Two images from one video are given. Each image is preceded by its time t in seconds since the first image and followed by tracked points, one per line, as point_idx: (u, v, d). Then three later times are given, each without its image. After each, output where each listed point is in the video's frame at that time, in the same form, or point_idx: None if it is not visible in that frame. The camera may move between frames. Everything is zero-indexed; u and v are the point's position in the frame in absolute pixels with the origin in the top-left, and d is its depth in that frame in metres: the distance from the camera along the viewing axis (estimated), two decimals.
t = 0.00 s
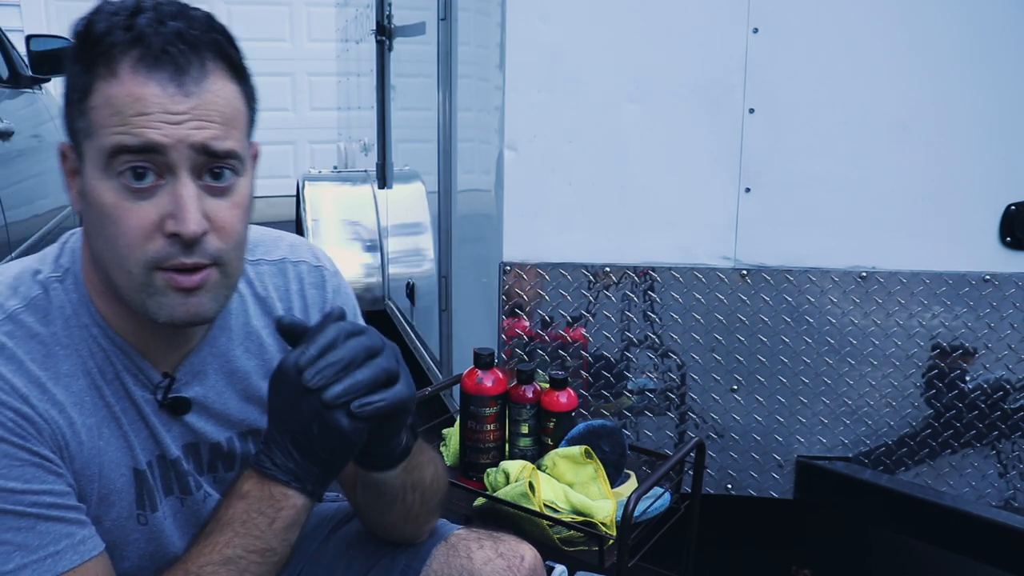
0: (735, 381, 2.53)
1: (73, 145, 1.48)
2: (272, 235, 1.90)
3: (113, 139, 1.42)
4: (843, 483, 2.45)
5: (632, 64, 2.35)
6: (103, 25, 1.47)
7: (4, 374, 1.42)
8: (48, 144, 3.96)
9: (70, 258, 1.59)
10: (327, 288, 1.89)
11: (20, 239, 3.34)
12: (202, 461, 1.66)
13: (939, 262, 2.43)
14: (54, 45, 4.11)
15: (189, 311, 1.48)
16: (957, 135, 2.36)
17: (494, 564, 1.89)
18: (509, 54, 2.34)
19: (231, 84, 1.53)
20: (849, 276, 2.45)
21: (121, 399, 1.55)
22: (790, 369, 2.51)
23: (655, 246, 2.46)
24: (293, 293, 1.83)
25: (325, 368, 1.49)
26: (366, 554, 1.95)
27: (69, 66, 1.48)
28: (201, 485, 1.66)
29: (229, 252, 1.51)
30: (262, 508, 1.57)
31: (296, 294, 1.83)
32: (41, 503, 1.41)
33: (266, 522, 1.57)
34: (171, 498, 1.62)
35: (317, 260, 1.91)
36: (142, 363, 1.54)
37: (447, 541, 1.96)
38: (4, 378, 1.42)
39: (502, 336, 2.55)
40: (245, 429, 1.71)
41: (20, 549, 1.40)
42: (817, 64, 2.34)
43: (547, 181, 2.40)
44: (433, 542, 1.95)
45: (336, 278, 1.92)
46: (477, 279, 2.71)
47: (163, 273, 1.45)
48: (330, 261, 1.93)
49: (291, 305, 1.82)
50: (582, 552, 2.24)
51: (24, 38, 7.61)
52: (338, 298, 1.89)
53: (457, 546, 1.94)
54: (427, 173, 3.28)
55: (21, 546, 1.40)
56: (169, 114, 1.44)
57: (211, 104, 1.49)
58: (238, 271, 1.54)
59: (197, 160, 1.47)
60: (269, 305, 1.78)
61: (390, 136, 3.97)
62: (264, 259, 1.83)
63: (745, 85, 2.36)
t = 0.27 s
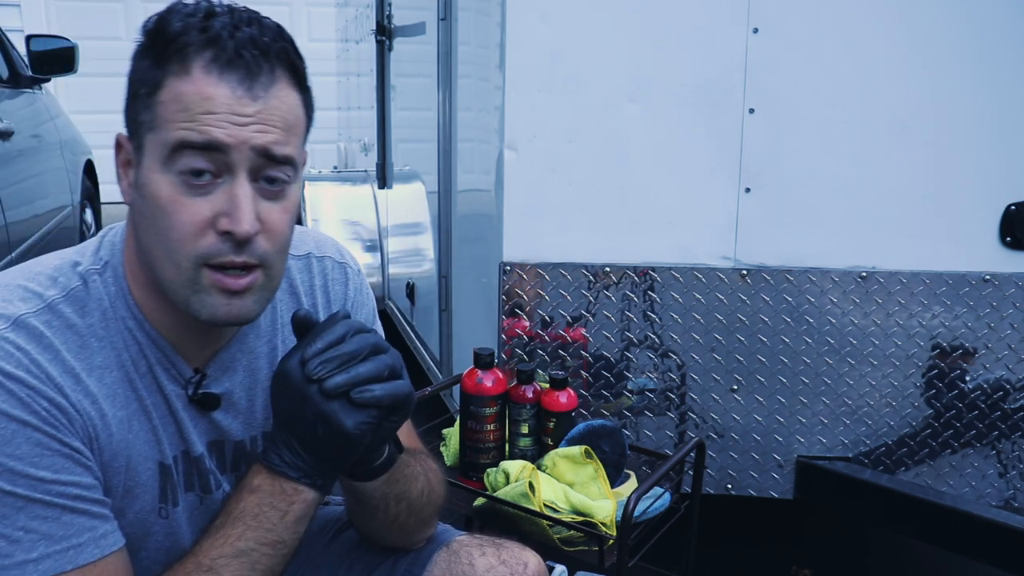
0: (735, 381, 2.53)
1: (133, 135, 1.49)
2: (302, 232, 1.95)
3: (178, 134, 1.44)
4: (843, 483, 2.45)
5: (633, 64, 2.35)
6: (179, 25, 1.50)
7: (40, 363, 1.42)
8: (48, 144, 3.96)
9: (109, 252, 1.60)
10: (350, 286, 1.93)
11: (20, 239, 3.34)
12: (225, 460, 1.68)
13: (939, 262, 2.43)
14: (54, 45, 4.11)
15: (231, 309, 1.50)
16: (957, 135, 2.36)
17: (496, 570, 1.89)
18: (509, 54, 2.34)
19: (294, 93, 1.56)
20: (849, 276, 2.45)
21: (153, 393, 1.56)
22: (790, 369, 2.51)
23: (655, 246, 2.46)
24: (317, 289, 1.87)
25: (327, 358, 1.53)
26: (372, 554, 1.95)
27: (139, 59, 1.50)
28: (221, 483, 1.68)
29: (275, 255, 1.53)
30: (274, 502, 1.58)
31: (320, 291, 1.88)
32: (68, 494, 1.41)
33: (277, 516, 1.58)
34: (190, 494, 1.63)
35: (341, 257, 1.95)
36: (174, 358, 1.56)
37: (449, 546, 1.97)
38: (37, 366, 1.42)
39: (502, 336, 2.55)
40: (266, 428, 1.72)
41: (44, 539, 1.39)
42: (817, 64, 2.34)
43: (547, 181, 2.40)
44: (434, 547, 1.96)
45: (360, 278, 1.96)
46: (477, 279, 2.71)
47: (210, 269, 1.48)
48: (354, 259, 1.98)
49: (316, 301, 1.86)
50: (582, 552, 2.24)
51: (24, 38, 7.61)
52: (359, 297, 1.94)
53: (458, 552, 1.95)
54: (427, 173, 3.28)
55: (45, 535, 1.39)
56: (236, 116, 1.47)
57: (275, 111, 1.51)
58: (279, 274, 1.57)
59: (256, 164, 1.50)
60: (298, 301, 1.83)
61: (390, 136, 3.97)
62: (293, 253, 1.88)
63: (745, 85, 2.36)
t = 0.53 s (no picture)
0: (735, 381, 2.53)
1: (160, 135, 1.51)
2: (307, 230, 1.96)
3: (209, 135, 1.46)
4: (843, 483, 2.45)
5: (633, 64, 2.35)
6: (213, 28, 1.51)
7: (56, 360, 1.42)
8: (48, 144, 3.96)
9: (123, 250, 1.60)
10: (355, 285, 1.94)
11: (20, 239, 3.34)
12: (234, 460, 1.69)
13: (939, 263, 2.43)
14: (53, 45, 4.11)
15: (252, 309, 1.52)
16: (958, 135, 2.36)
17: (499, 565, 1.88)
18: (509, 54, 2.34)
19: (323, 99, 1.59)
20: (849, 276, 2.45)
21: (164, 391, 1.57)
22: (790, 369, 2.51)
23: (655, 246, 2.46)
24: (323, 288, 1.87)
25: (345, 365, 1.55)
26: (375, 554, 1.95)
27: (171, 61, 1.52)
28: (228, 483, 1.68)
29: (298, 257, 1.55)
30: (288, 504, 1.59)
31: (326, 289, 1.88)
32: (82, 491, 1.41)
33: (291, 518, 1.59)
34: (198, 494, 1.62)
35: (346, 257, 1.96)
36: (187, 358, 1.57)
37: (449, 542, 1.96)
38: (55, 363, 1.42)
39: (502, 336, 2.55)
40: (274, 426, 1.73)
41: (58, 535, 1.39)
42: (817, 64, 2.34)
43: (547, 181, 2.40)
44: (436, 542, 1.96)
45: (365, 278, 1.97)
46: (477, 279, 2.71)
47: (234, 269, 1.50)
48: (358, 259, 1.98)
49: (322, 300, 1.86)
50: (582, 552, 2.24)
51: (24, 38, 7.62)
52: (363, 296, 1.94)
53: (460, 548, 1.94)
54: (427, 173, 3.28)
55: (59, 531, 1.39)
56: (267, 120, 1.48)
57: (305, 116, 1.53)
58: (300, 276, 1.59)
59: (284, 168, 1.52)
60: (306, 300, 1.83)
61: (390, 135, 3.97)
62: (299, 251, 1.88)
63: (744, 85, 2.36)
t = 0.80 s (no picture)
0: (735, 381, 2.53)
1: (161, 137, 1.51)
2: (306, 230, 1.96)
3: (210, 138, 1.46)
4: (843, 483, 2.45)
5: (633, 65, 2.35)
6: (214, 30, 1.51)
7: (57, 360, 1.42)
8: (48, 144, 3.96)
9: (124, 250, 1.60)
10: (355, 285, 1.93)
11: (20, 239, 3.34)
12: (234, 460, 1.69)
13: (939, 263, 2.43)
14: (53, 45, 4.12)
15: (254, 309, 1.52)
16: (958, 135, 2.36)
17: (499, 565, 1.88)
18: (509, 54, 2.33)
19: (325, 101, 1.59)
20: (849, 276, 2.45)
21: (164, 392, 1.57)
22: (790, 369, 2.51)
23: (655, 246, 2.46)
24: (323, 288, 1.87)
25: (350, 367, 1.55)
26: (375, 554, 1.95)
27: (172, 62, 1.52)
28: (228, 483, 1.68)
29: (299, 259, 1.55)
30: (290, 504, 1.59)
31: (325, 289, 1.88)
32: (83, 491, 1.41)
33: (293, 518, 1.59)
34: (198, 494, 1.62)
35: (345, 257, 1.96)
36: (187, 358, 1.58)
37: (449, 541, 1.96)
38: (56, 363, 1.42)
39: (502, 336, 2.55)
40: (274, 426, 1.73)
41: (59, 535, 1.39)
42: (817, 64, 2.34)
43: (547, 181, 2.40)
44: (436, 542, 1.96)
45: (364, 278, 1.97)
46: (477, 279, 2.71)
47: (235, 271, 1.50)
48: (357, 259, 1.98)
49: (322, 300, 1.86)
50: (582, 552, 2.24)
51: (24, 38, 7.62)
52: (363, 296, 1.94)
53: (460, 547, 1.94)
54: (427, 173, 3.28)
55: (60, 531, 1.39)
56: (269, 122, 1.48)
57: (307, 118, 1.53)
58: (301, 277, 1.59)
59: (285, 169, 1.52)
60: (306, 299, 1.83)
61: (390, 136, 3.97)
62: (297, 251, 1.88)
63: (745, 85, 2.36)
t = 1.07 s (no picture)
0: (735, 381, 2.53)
1: (158, 137, 1.51)
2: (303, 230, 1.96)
3: (206, 138, 1.46)
4: (843, 483, 2.45)
5: (633, 65, 2.35)
6: (210, 30, 1.51)
7: (54, 361, 1.42)
8: (48, 144, 3.96)
9: (120, 252, 1.60)
10: (353, 285, 1.94)
11: (20, 239, 3.34)
12: (232, 461, 1.69)
13: (939, 262, 2.43)
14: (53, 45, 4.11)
15: (250, 309, 1.52)
16: (958, 135, 2.36)
17: (499, 564, 1.88)
18: (509, 54, 2.33)
19: (321, 100, 1.59)
20: (849, 276, 2.45)
21: (162, 394, 1.57)
22: (790, 369, 2.51)
23: (655, 246, 2.46)
24: (321, 288, 1.87)
25: (351, 368, 1.55)
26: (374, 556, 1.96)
27: (168, 62, 1.52)
28: (227, 484, 1.68)
29: (296, 259, 1.55)
30: (288, 506, 1.59)
31: (323, 289, 1.88)
32: (79, 492, 1.42)
33: (292, 519, 1.59)
34: (196, 495, 1.63)
35: (343, 257, 1.96)
36: (185, 358, 1.58)
37: (450, 542, 1.96)
38: (53, 364, 1.42)
39: (502, 336, 2.55)
40: (273, 427, 1.73)
41: (55, 536, 1.39)
42: (817, 64, 2.34)
43: (547, 181, 2.40)
44: (436, 542, 1.96)
45: (361, 276, 1.97)
46: (477, 279, 2.71)
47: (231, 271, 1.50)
48: (355, 259, 1.98)
49: (319, 300, 1.86)
50: (582, 552, 2.24)
51: (24, 38, 7.62)
52: (362, 297, 1.94)
53: (461, 547, 1.94)
54: (427, 173, 3.28)
55: (57, 532, 1.40)
56: (264, 122, 1.48)
57: (303, 118, 1.53)
58: (298, 277, 1.59)
59: (281, 169, 1.52)
60: (304, 300, 1.83)
61: (390, 136, 3.97)
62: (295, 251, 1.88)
63: (745, 85, 2.36)
